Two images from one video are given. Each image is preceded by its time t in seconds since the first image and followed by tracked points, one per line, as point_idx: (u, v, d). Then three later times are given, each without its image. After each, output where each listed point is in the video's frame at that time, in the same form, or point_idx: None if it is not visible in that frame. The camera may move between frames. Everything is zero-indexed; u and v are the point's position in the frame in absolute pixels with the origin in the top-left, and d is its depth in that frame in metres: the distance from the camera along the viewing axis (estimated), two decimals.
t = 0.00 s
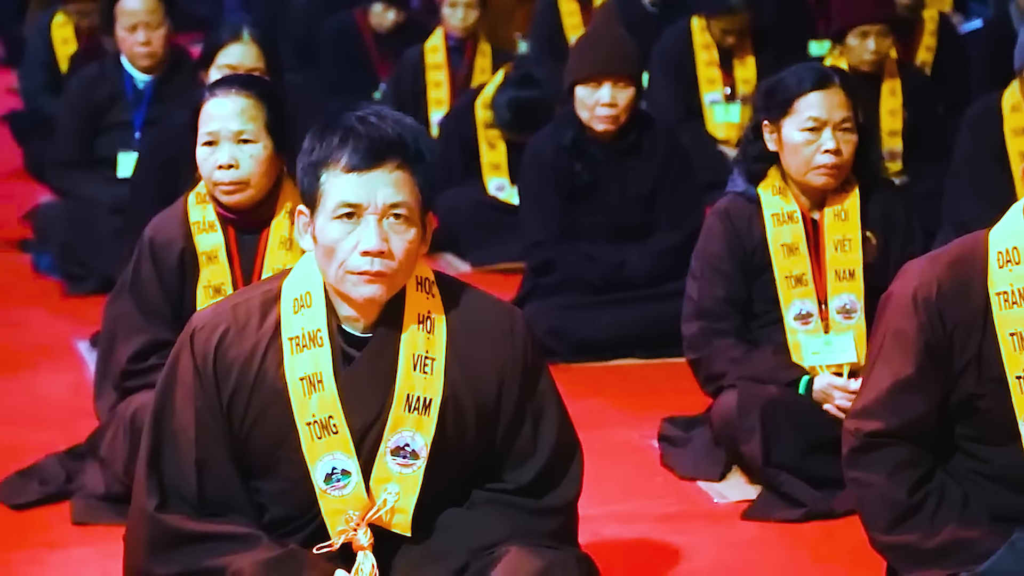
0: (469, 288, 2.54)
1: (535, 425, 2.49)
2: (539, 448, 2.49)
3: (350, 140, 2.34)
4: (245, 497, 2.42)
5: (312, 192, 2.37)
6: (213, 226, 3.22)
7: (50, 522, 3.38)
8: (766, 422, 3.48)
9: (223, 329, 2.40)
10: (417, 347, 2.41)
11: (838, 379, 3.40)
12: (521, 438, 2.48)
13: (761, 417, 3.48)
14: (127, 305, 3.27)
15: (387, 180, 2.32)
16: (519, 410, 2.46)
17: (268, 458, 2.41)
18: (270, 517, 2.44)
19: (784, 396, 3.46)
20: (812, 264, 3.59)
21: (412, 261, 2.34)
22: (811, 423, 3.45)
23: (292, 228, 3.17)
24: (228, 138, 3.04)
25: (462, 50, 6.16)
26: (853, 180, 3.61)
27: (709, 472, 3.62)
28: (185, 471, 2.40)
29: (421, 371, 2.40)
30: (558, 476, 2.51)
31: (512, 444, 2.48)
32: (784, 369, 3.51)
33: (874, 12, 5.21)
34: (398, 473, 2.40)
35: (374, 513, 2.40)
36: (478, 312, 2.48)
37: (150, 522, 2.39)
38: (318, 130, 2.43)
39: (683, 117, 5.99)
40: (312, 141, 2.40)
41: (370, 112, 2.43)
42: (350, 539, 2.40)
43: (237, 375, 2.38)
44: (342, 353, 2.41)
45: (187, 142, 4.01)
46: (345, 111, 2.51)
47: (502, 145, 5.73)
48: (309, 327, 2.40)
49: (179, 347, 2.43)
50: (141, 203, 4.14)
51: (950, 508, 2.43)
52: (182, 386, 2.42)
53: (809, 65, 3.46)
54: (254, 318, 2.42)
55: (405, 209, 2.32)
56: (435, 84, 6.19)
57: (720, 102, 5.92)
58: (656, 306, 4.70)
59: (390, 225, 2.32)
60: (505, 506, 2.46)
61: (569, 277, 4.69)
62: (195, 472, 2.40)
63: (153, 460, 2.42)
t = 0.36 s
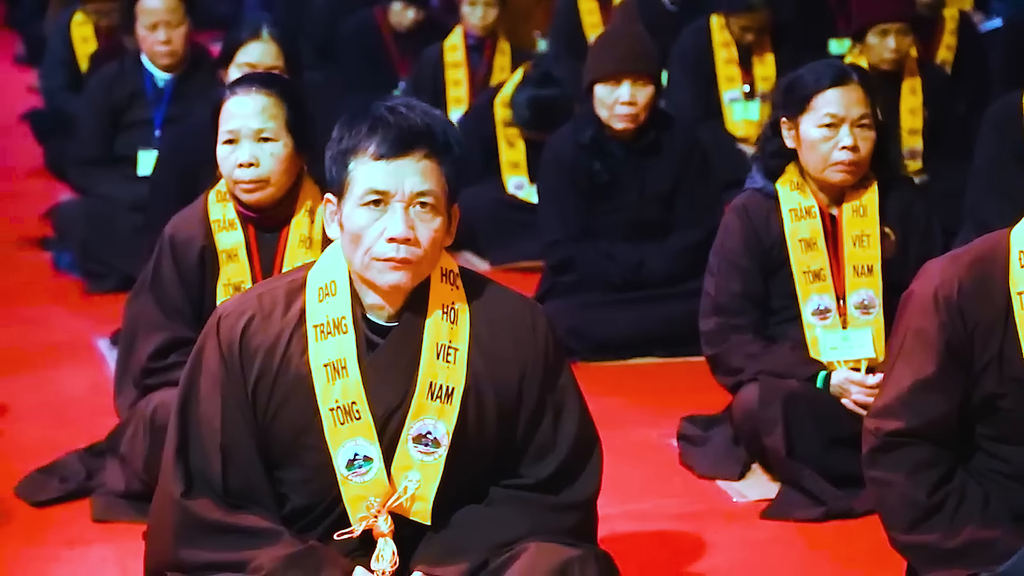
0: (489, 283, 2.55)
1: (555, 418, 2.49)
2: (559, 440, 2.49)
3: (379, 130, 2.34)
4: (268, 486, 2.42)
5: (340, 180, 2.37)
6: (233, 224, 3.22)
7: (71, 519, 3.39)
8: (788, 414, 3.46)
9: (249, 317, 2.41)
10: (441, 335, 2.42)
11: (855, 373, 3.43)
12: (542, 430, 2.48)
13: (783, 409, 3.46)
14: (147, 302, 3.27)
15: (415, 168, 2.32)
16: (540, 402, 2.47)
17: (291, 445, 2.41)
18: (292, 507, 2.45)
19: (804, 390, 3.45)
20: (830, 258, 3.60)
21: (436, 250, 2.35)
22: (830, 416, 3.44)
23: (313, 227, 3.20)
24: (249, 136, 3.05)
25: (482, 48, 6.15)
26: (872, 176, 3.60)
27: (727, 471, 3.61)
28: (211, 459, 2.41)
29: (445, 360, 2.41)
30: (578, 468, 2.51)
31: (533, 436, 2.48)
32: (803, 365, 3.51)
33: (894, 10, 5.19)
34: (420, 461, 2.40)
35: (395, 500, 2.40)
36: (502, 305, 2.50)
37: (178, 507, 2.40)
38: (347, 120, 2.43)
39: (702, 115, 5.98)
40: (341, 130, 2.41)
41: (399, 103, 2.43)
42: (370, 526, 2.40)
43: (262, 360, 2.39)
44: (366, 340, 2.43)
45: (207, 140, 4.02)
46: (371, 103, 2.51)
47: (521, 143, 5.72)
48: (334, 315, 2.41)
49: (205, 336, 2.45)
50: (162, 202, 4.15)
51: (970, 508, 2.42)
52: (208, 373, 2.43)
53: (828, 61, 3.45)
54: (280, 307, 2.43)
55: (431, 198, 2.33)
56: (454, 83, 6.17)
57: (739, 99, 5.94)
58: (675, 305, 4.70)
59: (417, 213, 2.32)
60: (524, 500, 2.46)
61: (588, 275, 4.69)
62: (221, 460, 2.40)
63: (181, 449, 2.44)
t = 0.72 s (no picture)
0: (506, 280, 2.55)
1: (571, 413, 2.49)
2: (575, 434, 2.49)
3: (395, 124, 2.34)
4: (286, 478, 2.42)
5: (356, 174, 2.38)
6: (252, 223, 3.23)
7: (91, 518, 3.40)
8: (810, 413, 3.45)
9: (266, 312, 2.43)
10: (456, 327, 2.42)
11: (875, 372, 3.42)
12: (556, 425, 2.48)
13: (804, 407, 3.45)
14: (167, 300, 3.29)
15: (430, 162, 2.33)
16: (555, 395, 2.47)
17: (309, 436, 2.41)
18: (310, 500, 2.45)
19: (825, 388, 3.44)
20: (851, 256, 3.58)
21: (452, 243, 2.35)
22: (850, 415, 3.43)
23: (333, 226, 3.21)
24: (269, 135, 3.06)
25: (501, 48, 6.15)
26: (891, 175, 3.59)
27: (747, 471, 3.61)
28: (231, 451, 2.42)
29: (460, 351, 2.41)
30: (594, 458, 2.50)
31: (548, 430, 2.48)
32: (823, 363, 3.50)
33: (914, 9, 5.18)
34: (437, 451, 2.40)
35: (412, 491, 2.39)
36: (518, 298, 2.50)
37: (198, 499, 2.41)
38: (363, 114, 2.43)
39: (721, 115, 5.97)
40: (357, 124, 2.41)
41: (415, 98, 2.43)
42: (388, 517, 2.39)
43: (280, 352, 2.40)
44: (383, 332, 2.43)
45: (227, 140, 4.03)
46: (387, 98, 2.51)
47: (541, 142, 5.71)
48: (351, 307, 2.42)
49: (224, 331, 2.46)
50: (181, 202, 4.16)
51: (991, 508, 2.42)
52: (227, 368, 2.44)
53: (847, 60, 3.45)
54: (297, 301, 2.44)
55: (447, 191, 2.33)
56: (473, 82, 6.19)
57: (758, 99, 5.89)
58: (694, 305, 4.69)
59: (433, 207, 2.32)
60: (546, 502, 2.45)
61: (607, 275, 4.69)
62: (241, 453, 2.41)
63: (204, 442, 2.44)
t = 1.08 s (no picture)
0: (523, 276, 2.55)
1: (587, 407, 2.49)
2: (591, 427, 2.49)
3: (414, 121, 2.34)
4: (304, 470, 2.42)
5: (375, 170, 2.38)
6: (272, 223, 3.23)
7: (111, 516, 3.41)
8: (831, 412, 3.44)
9: (286, 305, 2.44)
10: (474, 320, 2.43)
11: (896, 373, 3.42)
12: (571, 419, 2.48)
13: (826, 406, 3.44)
14: (188, 299, 3.29)
15: (449, 158, 2.33)
16: (572, 388, 2.47)
17: (328, 427, 2.41)
18: (329, 494, 2.45)
19: (845, 387, 3.43)
20: (870, 257, 3.59)
21: (470, 239, 2.36)
22: (870, 413, 3.42)
23: (352, 226, 3.21)
24: (289, 135, 3.06)
25: (520, 47, 6.15)
26: (913, 175, 3.59)
27: (766, 471, 3.60)
28: (253, 443, 2.41)
29: (478, 343, 2.42)
30: (609, 450, 2.50)
31: (564, 425, 2.48)
32: (844, 363, 3.49)
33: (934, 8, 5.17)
34: (455, 442, 2.40)
35: (430, 482, 2.39)
36: (534, 292, 2.51)
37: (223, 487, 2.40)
38: (382, 112, 2.43)
39: (742, 115, 5.96)
40: (376, 122, 2.40)
41: (434, 95, 2.43)
42: (406, 508, 2.39)
43: (299, 344, 2.41)
44: (400, 323, 2.44)
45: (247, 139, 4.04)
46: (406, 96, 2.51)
47: (559, 142, 5.72)
48: (368, 301, 2.43)
49: (242, 327, 2.47)
50: (202, 201, 4.17)
51: (1012, 510, 2.40)
52: (246, 361, 2.44)
53: (868, 59, 3.44)
54: (315, 295, 2.46)
55: (465, 187, 2.33)
56: (493, 82, 6.16)
57: (779, 99, 5.91)
58: (714, 305, 4.68)
59: (451, 203, 2.33)
60: (561, 499, 2.45)
61: (627, 275, 4.68)
62: (262, 445, 2.41)
63: (227, 433, 2.44)
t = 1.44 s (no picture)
0: (548, 276, 2.55)
1: (611, 406, 2.49)
2: (613, 427, 2.48)
3: (440, 121, 2.34)
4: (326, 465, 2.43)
5: (401, 170, 2.38)
6: (293, 222, 3.24)
7: (132, 515, 3.42)
8: (852, 413, 3.43)
9: (311, 300, 2.45)
10: (499, 317, 2.43)
11: (918, 374, 3.40)
12: (594, 418, 2.48)
13: (847, 406, 3.43)
14: (208, 299, 3.30)
15: (475, 158, 2.32)
16: (595, 387, 2.47)
17: (351, 423, 2.42)
18: (351, 489, 2.45)
19: (866, 387, 3.42)
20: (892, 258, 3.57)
21: (495, 239, 2.37)
22: (892, 414, 3.40)
23: (371, 225, 3.21)
24: (310, 135, 3.06)
25: (541, 47, 6.14)
26: (935, 176, 3.57)
27: (787, 471, 3.60)
28: (278, 437, 2.42)
29: (502, 340, 2.42)
30: (630, 451, 2.50)
31: (586, 424, 2.48)
32: (865, 364, 3.48)
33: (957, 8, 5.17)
34: (477, 439, 2.41)
35: (451, 478, 2.39)
36: (558, 292, 2.51)
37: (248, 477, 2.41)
38: (409, 111, 2.43)
39: (762, 115, 5.96)
40: (403, 122, 2.41)
41: (460, 95, 2.43)
42: (427, 503, 2.39)
43: (324, 339, 2.42)
44: (425, 320, 2.44)
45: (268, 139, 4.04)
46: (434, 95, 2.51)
47: (580, 142, 5.72)
48: (393, 296, 2.43)
49: (268, 322, 2.48)
50: (223, 201, 4.18)
51: None
52: (270, 355, 2.45)
53: (891, 59, 3.43)
54: (341, 291, 2.47)
55: (491, 187, 2.33)
56: (513, 82, 6.16)
57: (800, 102, 5.90)
58: (734, 305, 4.68)
59: (477, 203, 2.33)
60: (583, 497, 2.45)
61: (646, 275, 4.68)
62: (288, 440, 2.42)
63: (254, 424, 2.45)
